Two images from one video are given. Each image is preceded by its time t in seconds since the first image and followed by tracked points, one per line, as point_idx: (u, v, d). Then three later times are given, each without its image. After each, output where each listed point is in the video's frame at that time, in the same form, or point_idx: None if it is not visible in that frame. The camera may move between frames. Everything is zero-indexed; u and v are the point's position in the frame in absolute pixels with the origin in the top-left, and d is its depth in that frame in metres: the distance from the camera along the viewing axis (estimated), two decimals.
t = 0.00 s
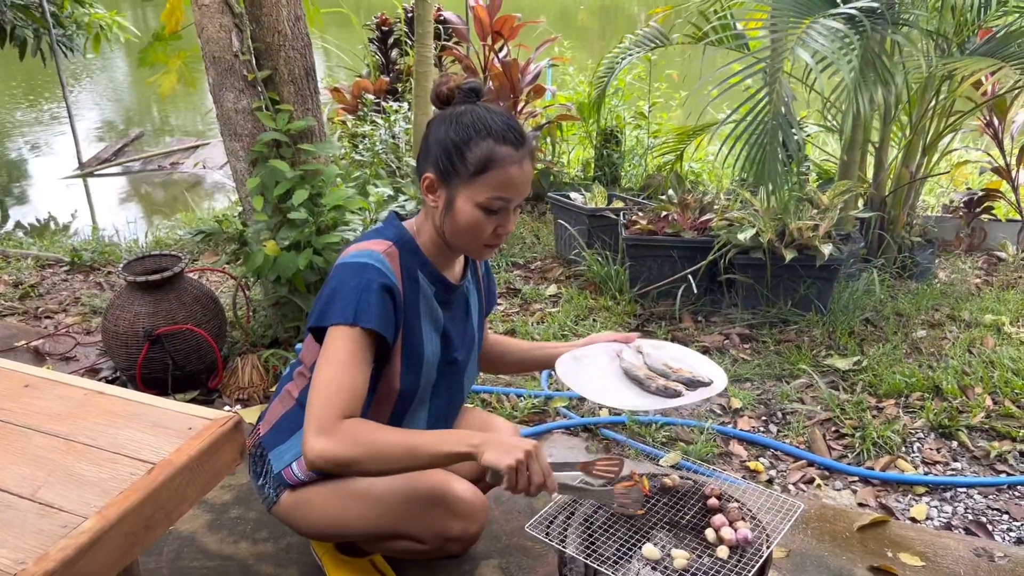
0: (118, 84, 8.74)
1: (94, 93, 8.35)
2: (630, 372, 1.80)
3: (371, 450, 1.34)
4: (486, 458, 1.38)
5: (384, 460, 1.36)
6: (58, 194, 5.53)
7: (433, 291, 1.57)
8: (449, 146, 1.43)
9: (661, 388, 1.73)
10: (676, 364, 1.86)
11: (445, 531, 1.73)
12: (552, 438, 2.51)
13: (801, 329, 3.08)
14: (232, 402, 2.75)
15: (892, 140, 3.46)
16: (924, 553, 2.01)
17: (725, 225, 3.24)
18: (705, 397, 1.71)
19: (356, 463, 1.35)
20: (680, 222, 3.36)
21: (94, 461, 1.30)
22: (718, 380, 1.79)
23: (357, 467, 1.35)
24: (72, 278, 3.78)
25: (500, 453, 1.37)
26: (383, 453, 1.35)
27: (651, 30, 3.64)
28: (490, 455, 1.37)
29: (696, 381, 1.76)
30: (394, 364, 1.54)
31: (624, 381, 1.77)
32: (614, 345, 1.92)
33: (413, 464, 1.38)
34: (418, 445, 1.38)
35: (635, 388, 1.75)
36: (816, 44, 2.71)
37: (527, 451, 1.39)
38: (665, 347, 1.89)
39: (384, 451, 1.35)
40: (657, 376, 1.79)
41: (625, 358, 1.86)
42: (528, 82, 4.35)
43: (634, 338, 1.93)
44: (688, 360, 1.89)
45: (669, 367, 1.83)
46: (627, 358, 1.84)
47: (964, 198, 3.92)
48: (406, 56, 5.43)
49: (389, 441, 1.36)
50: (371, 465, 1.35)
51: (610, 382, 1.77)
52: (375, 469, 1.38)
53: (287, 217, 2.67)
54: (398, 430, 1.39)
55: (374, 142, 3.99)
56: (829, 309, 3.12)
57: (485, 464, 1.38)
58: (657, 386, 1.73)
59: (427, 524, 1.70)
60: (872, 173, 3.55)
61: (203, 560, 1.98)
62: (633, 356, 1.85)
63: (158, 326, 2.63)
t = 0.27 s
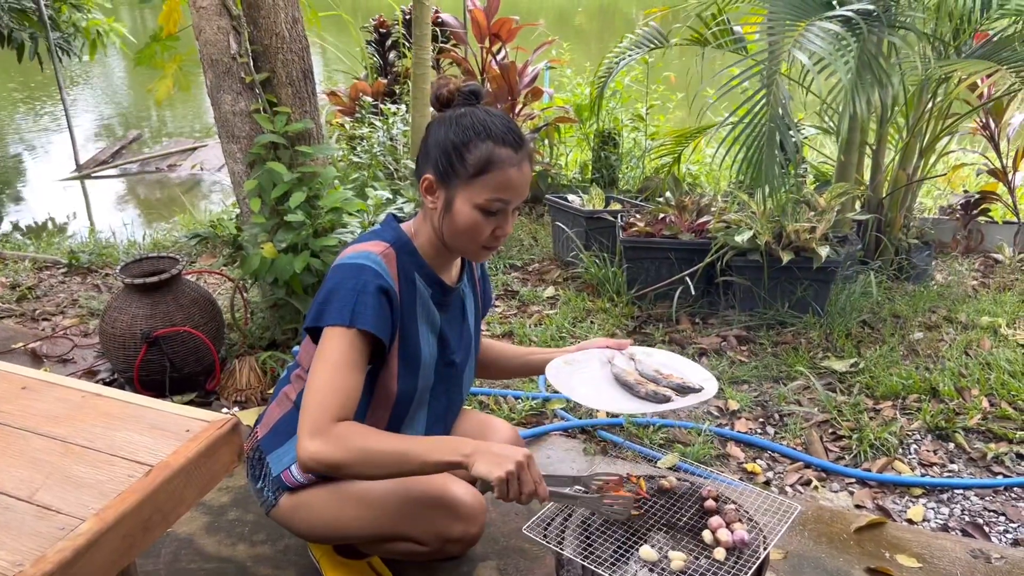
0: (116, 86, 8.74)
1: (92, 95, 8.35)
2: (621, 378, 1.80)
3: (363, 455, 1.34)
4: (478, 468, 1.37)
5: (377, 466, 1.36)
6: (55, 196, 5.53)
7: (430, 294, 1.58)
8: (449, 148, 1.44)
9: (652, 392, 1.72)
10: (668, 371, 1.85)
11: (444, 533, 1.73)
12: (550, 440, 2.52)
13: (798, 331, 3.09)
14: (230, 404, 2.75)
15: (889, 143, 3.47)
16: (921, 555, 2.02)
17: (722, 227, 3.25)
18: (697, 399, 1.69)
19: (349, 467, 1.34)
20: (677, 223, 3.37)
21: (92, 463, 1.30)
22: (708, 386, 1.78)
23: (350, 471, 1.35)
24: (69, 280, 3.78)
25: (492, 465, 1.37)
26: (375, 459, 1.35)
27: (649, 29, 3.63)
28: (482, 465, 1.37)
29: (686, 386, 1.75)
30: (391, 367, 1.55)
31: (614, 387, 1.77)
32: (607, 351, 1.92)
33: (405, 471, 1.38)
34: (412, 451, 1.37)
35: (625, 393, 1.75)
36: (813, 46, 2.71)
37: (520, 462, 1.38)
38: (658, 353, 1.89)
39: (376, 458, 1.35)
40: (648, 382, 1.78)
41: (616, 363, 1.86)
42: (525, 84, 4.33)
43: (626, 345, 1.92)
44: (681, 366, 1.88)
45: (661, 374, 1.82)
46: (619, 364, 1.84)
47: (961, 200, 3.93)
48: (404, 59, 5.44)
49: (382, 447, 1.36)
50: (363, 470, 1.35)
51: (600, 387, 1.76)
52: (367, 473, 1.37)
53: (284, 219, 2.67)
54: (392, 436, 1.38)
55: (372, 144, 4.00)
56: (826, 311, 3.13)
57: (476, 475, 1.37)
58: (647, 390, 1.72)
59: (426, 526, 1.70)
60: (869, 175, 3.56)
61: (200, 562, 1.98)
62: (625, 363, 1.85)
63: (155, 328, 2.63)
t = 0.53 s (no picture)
0: (113, 88, 8.74)
1: (89, 97, 8.35)
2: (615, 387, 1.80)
3: (356, 458, 1.33)
4: (470, 473, 1.36)
5: (369, 469, 1.35)
6: (52, 198, 5.52)
7: (425, 296, 1.58)
8: (448, 149, 1.44)
9: (645, 403, 1.72)
10: (662, 378, 1.85)
11: (438, 534, 1.73)
12: (546, 441, 2.52)
13: (795, 332, 3.09)
14: (226, 405, 2.75)
15: (885, 145, 3.47)
16: (916, 556, 2.02)
17: (719, 228, 3.25)
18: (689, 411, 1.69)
19: (342, 469, 1.34)
20: (674, 225, 3.37)
21: (86, 465, 1.30)
22: (702, 395, 1.77)
23: (343, 473, 1.35)
24: (65, 282, 3.78)
25: (485, 470, 1.36)
26: (369, 462, 1.34)
27: (646, 30, 3.63)
28: (474, 471, 1.36)
29: (679, 395, 1.75)
30: (386, 369, 1.55)
31: (608, 396, 1.78)
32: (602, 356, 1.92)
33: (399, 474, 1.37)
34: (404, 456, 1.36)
35: (617, 403, 1.76)
36: (809, 48, 2.72)
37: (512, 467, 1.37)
38: (653, 360, 1.89)
39: (368, 460, 1.34)
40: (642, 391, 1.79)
41: (610, 370, 1.86)
42: (523, 86, 4.35)
43: (622, 349, 1.92)
44: (675, 372, 1.88)
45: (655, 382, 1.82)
46: (613, 371, 1.84)
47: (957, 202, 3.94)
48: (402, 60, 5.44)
49: (376, 449, 1.35)
50: (356, 473, 1.35)
51: (594, 397, 1.77)
52: (360, 476, 1.37)
53: (281, 221, 2.67)
54: (386, 440, 1.38)
55: (369, 146, 4.00)
56: (822, 313, 3.14)
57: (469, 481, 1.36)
58: (640, 401, 1.73)
59: (420, 527, 1.70)
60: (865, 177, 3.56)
61: (196, 564, 1.97)
62: (619, 370, 1.85)
63: (151, 330, 2.62)
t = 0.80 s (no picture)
0: (110, 89, 8.74)
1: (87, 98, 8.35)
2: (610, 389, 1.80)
3: (352, 463, 1.33)
4: (465, 485, 1.36)
5: (364, 474, 1.35)
6: (49, 199, 5.52)
7: (420, 297, 1.58)
8: (444, 149, 1.44)
9: (640, 405, 1.72)
10: (657, 382, 1.85)
11: (433, 536, 1.74)
12: (543, 442, 2.52)
13: (791, 334, 3.10)
14: (223, 407, 2.75)
15: (882, 146, 3.48)
16: (912, 556, 2.02)
17: (715, 230, 3.25)
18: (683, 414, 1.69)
19: (337, 473, 1.34)
20: (670, 226, 3.37)
21: (82, 466, 1.30)
22: (697, 399, 1.78)
23: (337, 477, 1.35)
24: (62, 283, 3.77)
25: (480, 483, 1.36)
26: (364, 468, 1.34)
27: (643, 33, 3.64)
28: (470, 484, 1.36)
29: (674, 399, 1.75)
30: (381, 369, 1.55)
31: (601, 397, 1.78)
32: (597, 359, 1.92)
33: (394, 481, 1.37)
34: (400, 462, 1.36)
35: (611, 404, 1.76)
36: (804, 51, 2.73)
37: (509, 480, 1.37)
38: (648, 365, 1.89)
39: (364, 466, 1.34)
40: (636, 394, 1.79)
41: (606, 373, 1.87)
42: (520, 87, 4.36)
43: (617, 353, 1.93)
44: (670, 376, 1.88)
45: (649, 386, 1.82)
46: (608, 375, 1.85)
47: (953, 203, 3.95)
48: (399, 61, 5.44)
49: (371, 455, 1.35)
50: (350, 478, 1.34)
51: (588, 398, 1.77)
52: (354, 481, 1.36)
53: (278, 222, 2.67)
54: (382, 446, 1.38)
55: (366, 147, 4.00)
56: (819, 314, 3.14)
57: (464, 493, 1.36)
58: (635, 403, 1.73)
59: (416, 529, 1.71)
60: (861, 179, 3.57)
61: (192, 565, 1.97)
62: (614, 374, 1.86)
63: (147, 331, 2.62)
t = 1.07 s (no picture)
0: (108, 90, 8.74)
1: (85, 99, 8.35)
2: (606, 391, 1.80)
3: (346, 468, 1.33)
4: (458, 509, 1.38)
5: (359, 484, 1.36)
6: (47, 199, 5.51)
7: (418, 297, 1.58)
8: (440, 147, 1.44)
9: (635, 407, 1.72)
10: (653, 386, 1.85)
11: (432, 536, 1.75)
12: (541, 442, 2.52)
13: (789, 334, 3.10)
14: (221, 407, 2.75)
15: (879, 147, 3.48)
16: (909, 556, 2.02)
17: (713, 231, 3.26)
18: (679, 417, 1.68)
19: (330, 477, 1.34)
20: (668, 227, 3.38)
21: (79, 466, 1.30)
22: (694, 402, 1.77)
23: (331, 480, 1.35)
24: (60, 283, 3.77)
25: (471, 505, 1.37)
26: (358, 475, 1.34)
27: (641, 34, 3.65)
28: (462, 507, 1.37)
29: (670, 401, 1.75)
30: (379, 369, 1.55)
31: (597, 400, 1.78)
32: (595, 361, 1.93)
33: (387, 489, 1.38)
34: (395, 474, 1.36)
35: (606, 406, 1.76)
36: (802, 51, 2.73)
37: (503, 506, 1.37)
38: (646, 369, 1.89)
39: (358, 472, 1.34)
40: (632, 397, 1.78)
41: (603, 375, 1.87)
42: (518, 88, 4.36)
43: (615, 355, 1.93)
44: (668, 379, 1.88)
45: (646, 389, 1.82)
46: (604, 377, 1.85)
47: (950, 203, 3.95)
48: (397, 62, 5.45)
49: (366, 461, 1.35)
50: (344, 483, 1.35)
51: (584, 401, 1.77)
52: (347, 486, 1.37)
53: (275, 222, 2.67)
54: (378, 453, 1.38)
55: (364, 147, 4.00)
56: (816, 315, 3.15)
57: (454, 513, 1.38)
58: (631, 405, 1.73)
59: (415, 530, 1.71)
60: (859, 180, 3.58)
61: (190, 566, 1.97)
62: (610, 377, 1.86)
63: (145, 331, 2.62)
